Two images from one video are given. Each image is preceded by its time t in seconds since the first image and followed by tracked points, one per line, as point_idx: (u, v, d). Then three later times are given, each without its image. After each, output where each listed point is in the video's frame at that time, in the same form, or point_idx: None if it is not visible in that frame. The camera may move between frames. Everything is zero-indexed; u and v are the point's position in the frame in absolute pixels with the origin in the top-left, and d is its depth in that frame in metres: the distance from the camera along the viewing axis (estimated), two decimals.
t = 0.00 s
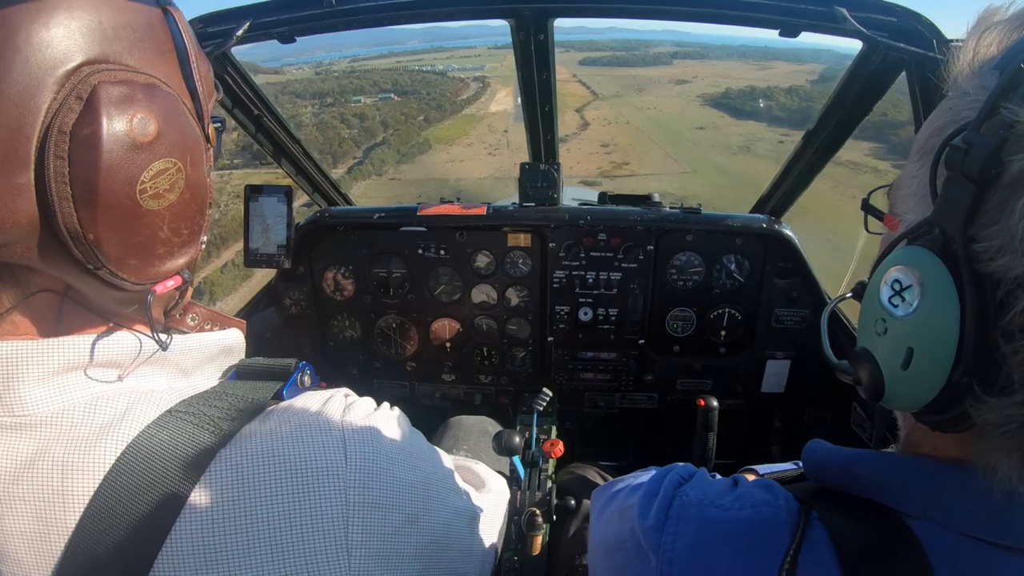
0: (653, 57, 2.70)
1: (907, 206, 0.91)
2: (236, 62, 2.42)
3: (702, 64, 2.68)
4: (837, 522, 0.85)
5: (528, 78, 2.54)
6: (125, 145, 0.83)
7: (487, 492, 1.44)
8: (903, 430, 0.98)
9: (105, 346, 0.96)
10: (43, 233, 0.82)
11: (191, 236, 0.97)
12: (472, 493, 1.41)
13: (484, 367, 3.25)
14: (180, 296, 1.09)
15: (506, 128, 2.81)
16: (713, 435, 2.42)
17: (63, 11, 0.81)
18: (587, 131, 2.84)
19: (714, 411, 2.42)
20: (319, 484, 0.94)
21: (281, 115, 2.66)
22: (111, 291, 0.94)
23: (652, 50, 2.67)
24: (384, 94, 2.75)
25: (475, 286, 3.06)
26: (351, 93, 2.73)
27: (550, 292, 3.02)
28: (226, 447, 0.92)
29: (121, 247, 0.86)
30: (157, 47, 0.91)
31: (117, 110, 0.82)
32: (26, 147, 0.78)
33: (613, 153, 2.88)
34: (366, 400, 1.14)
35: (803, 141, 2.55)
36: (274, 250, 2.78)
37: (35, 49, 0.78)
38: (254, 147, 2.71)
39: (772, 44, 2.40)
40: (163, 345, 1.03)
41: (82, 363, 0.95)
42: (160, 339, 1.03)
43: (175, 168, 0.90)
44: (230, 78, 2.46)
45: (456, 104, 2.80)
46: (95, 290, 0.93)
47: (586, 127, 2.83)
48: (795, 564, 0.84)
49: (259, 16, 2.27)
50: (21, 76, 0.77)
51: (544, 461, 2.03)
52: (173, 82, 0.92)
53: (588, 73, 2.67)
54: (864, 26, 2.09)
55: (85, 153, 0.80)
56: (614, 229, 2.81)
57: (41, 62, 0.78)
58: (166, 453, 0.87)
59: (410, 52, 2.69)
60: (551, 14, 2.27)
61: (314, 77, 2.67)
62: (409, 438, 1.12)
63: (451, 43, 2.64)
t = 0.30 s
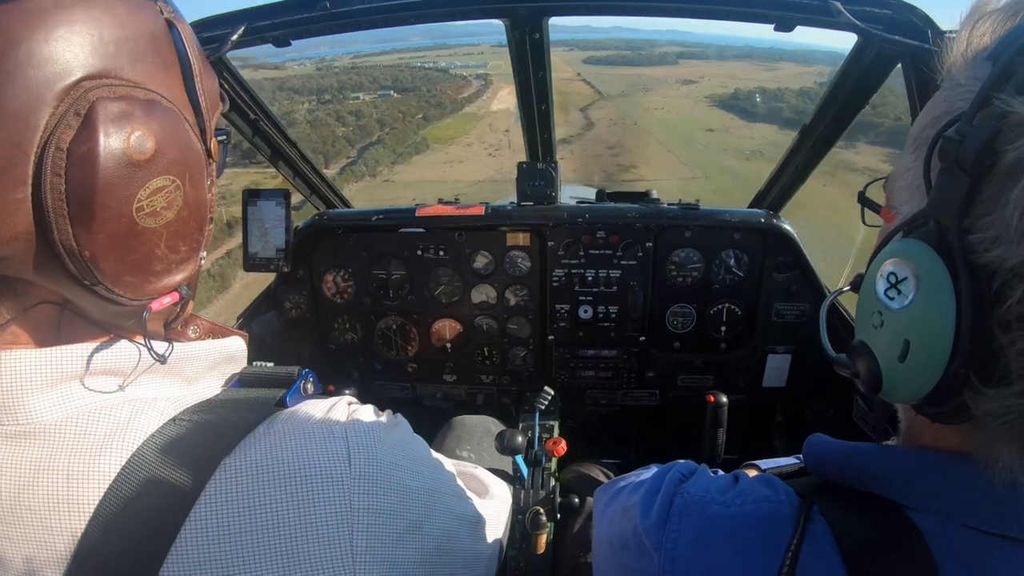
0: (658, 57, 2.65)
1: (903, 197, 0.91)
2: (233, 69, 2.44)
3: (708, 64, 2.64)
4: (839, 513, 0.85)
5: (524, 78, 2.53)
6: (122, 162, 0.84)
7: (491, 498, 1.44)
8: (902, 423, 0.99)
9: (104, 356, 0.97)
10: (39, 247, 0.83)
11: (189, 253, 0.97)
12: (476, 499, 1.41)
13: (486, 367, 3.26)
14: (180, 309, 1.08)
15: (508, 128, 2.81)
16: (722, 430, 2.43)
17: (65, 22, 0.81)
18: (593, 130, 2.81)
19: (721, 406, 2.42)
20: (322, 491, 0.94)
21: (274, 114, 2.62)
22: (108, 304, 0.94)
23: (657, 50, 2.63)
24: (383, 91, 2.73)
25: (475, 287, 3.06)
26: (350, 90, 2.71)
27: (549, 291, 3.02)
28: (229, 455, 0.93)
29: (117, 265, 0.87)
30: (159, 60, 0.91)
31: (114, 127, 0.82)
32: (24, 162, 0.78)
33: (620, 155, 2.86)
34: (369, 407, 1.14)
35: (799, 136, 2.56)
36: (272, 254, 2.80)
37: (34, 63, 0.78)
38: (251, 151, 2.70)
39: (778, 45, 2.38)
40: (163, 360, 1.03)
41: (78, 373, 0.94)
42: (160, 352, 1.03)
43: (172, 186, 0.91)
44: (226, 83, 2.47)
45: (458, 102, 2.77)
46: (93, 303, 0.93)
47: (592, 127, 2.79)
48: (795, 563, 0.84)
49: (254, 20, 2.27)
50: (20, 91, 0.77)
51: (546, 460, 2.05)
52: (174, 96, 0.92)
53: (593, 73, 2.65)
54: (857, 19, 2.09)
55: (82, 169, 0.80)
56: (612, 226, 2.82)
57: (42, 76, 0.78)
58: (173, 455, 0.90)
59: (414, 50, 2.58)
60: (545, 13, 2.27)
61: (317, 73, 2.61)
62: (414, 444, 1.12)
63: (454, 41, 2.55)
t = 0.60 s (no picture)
0: (668, 58, 2.68)
1: (895, 196, 0.92)
2: (231, 65, 2.42)
3: (718, 66, 2.66)
4: (839, 514, 0.85)
5: (525, 75, 2.53)
6: (106, 157, 0.84)
7: (490, 497, 1.44)
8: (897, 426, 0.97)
9: (93, 351, 0.96)
10: (28, 245, 0.83)
11: (177, 246, 0.97)
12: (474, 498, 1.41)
13: (486, 366, 3.26)
14: (172, 302, 1.08)
15: (512, 129, 2.81)
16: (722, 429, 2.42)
17: (50, 19, 0.81)
18: (599, 134, 2.82)
19: (722, 405, 2.42)
20: (316, 489, 0.94)
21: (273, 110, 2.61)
22: (98, 300, 0.94)
23: (667, 52, 2.66)
24: (386, 86, 2.68)
25: (476, 286, 3.06)
26: (351, 85, 2.65)
27: (550, 290, 3.02)
28: (222, 452, 0.93)
29: (104, 258, 0.87)
30: (145, 56, 0.91)
31: (99, 123, 0.82)
32: (11, 159, 0.78)
33: (628, 159, 2.85)
34: (365, 404, 1.14)
35: (800, 135, 2.56)
36: (273, 253, 2.79)
37: (19, 60, 0.78)
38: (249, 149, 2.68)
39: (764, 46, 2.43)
40: (154, 355, 1.02)
41: (72, 371, 0.94)
42: (150, 348, 1.02)
43: (158, 179, 0.91)
44: (226, 82, 2.46)
45: (461, 101, 2.74)
46: (82, 298, 0.92)
47: (599, 129, 2.81)
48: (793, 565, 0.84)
49: (254, 19, 2.27)
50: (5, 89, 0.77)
51: (546, 459, 2.06)
52: (160, 91, 0.92)
53: (601, 72, 2.70)
54: (858, 17, 2.08)
55: (67, 165, 0.81)
56: (612, 225, 2.82)
57: (27, 74, 0.78)
58: (165, 454, 0.89)
59: (418, 46, 2.57)
60: (545, 12, 2.27)
61: (310, 69, 2.59)
62: (410, 443, 1.12)
63: (461, 37, 2.51)
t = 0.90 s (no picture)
0: (674, 60, 2.67)
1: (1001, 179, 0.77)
2: (229, 66, 2.41)
3: (726, 69, 2.62)
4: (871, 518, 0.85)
5: (524, 75, 2.55)
6: (118, 164, 0.84)
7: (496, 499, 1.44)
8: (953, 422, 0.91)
9: (101, 358, 0.97)
10: (38, 253, 0.83)
11: (188, 254, 0.97)
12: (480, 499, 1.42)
13: (487, 366, 3.26)
14: (179, 310, 1.10)
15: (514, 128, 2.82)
16: (727, 427, 2.44)
17: (59, 24, 0.80)
18: (605, 136, 2.82)
19: (726, 403, 2.43)
20: (327, 493, 0.94)
21: (273, 111, 2.62)
22: (108, 308, 0.94)
23: (674, 53, 2.65)
24: (388, 82, 2.66)
25: (477, 286, 3.06)
26: (348, 81, 2.62)
27: (551, 289, 3.02)
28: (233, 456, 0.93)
29: (116, 267, 0.87)
30: (155, 60, 0.91)
31: (110, 130, 0.82)
32: (21, 166, 0.78)
33: (637, 163, 2.87)
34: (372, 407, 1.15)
35: (799, 134, 2.56)
36: (274, 254, 2.79)
37: (28, 65, 0.78)
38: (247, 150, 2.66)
39: (768, 48, 2.43)
40: (162, 361, 1.03)
41: (79, 376, 0.95)
42: (159, 354, 1.03)
43: (170, 187, 0.91)
44: (225, 85, 2.46)
45: (465, 97, 2.75)
46: (91, 306, 0.93)
47: (606, 130, 2.80)
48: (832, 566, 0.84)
49: (252, 21, 2.26)
50: (15, 94, 0.77)
51: (548, 459, 2.06)
52: (171, 97, 0.92)
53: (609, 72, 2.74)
54: (857, 14, 2.09)
55: (78, 172, 0.81)
56: (613, 224, 2.82)
57: (37, 78, 0.78)
58: (175, 458, 0.89)
59: (427, 43, 2.54)
60: (544, 12, 2.27)
61: (308, 63, 2.53)
62: (418, 446, 1.12)
63: (467, 35, 2.49)
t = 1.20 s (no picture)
0: (681, 61, 2.71)
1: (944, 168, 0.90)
2: (229, 64, 2.41)
3: (734, 71, 2.67)
4: (854, 510, 0.85)
5: (525, 77, 2.56)
6: (113, 164, 0.84)
7: (494, 499, 1.44)
8: (925, 410, 0.95)
9: (96, 357, 0.97)
10: (32, 254, 0.83)
11: (184, 253, 0.97)
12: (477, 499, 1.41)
13: (486, 366, 3.26)
14: (174, 309, 1.10)
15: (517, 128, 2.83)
16: (730, 427, 2.43)
17: (52, 23, 0.81)
18: (613, 138, 2.89)
19: (729, 403, 2.43)
20: (321, 490, 0.94)
21: (274, 110, 2.62)
22: (103, 309, 0.95)
23: (681, 55, 2.69)
24: (388, 79, 2.72)
25: (476, 286, 3.06)
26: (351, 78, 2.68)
27: (550, 289, 3.01)
28: (226, 453, 0.93)
29: (111, 268, 0.87)
30: (149, 58, 0.91)
31: (104, 130, 0.82)
32: (12, 168, 0.78)
33: (645, 168, 2.93)
34: (370, 403, 1.15)
35: (799, 136, 2.56)
36: (273, 254, 2.77)
37: (20, 65, 0.78)
38: (247, 147, 2.68)
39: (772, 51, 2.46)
40: (158, 362, 1.04)
41: (74, 375, 0.95)
42: (154, 353, 1.04)
43: (165, 186, 0.91)
44: (226, 85, 2.46)
45: (466, 96, 2.80)
46: (87, 306, 0.93)
47: (612, 132, 2.88)
48: (817, 552, 0.84)
49: (253, 20, 2.26)
50: (6, 95, 0.77)
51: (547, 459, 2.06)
52: (166, 95, 0.93)
53: (613, 73, 2.82)
54: (857, 15, 2.09)
55: (71, 173, 0.81)
56: (613, 224, 2.81)
57: (29, 78, 0.78)
58: (164, 458, 0.90)
59: (430, 40, 2.56)
60: (545, 13, 2.28)
61: (309, 58, 2.56)
62: (415, 443, 1.12)
63: (474, 33, 2.49)
